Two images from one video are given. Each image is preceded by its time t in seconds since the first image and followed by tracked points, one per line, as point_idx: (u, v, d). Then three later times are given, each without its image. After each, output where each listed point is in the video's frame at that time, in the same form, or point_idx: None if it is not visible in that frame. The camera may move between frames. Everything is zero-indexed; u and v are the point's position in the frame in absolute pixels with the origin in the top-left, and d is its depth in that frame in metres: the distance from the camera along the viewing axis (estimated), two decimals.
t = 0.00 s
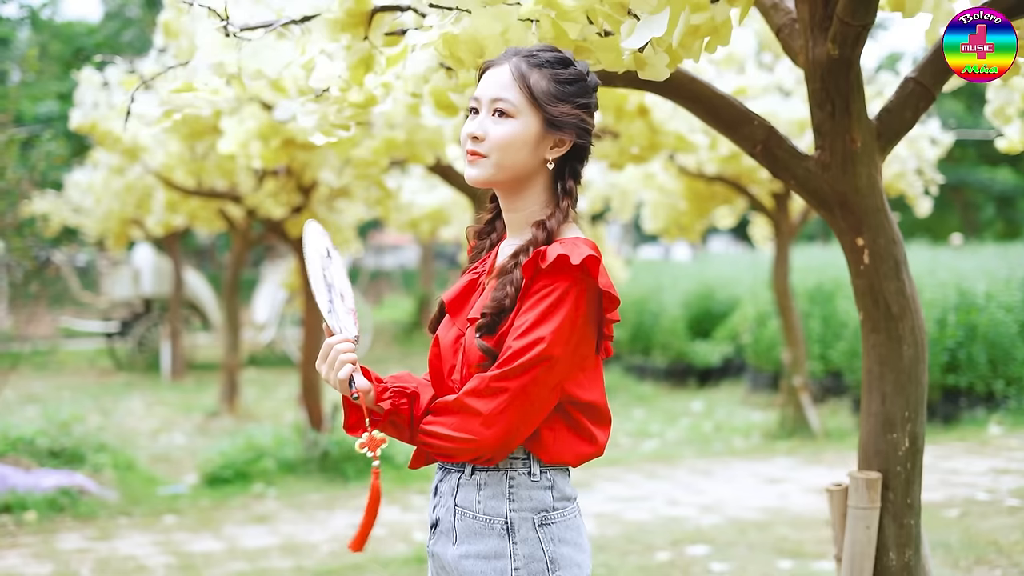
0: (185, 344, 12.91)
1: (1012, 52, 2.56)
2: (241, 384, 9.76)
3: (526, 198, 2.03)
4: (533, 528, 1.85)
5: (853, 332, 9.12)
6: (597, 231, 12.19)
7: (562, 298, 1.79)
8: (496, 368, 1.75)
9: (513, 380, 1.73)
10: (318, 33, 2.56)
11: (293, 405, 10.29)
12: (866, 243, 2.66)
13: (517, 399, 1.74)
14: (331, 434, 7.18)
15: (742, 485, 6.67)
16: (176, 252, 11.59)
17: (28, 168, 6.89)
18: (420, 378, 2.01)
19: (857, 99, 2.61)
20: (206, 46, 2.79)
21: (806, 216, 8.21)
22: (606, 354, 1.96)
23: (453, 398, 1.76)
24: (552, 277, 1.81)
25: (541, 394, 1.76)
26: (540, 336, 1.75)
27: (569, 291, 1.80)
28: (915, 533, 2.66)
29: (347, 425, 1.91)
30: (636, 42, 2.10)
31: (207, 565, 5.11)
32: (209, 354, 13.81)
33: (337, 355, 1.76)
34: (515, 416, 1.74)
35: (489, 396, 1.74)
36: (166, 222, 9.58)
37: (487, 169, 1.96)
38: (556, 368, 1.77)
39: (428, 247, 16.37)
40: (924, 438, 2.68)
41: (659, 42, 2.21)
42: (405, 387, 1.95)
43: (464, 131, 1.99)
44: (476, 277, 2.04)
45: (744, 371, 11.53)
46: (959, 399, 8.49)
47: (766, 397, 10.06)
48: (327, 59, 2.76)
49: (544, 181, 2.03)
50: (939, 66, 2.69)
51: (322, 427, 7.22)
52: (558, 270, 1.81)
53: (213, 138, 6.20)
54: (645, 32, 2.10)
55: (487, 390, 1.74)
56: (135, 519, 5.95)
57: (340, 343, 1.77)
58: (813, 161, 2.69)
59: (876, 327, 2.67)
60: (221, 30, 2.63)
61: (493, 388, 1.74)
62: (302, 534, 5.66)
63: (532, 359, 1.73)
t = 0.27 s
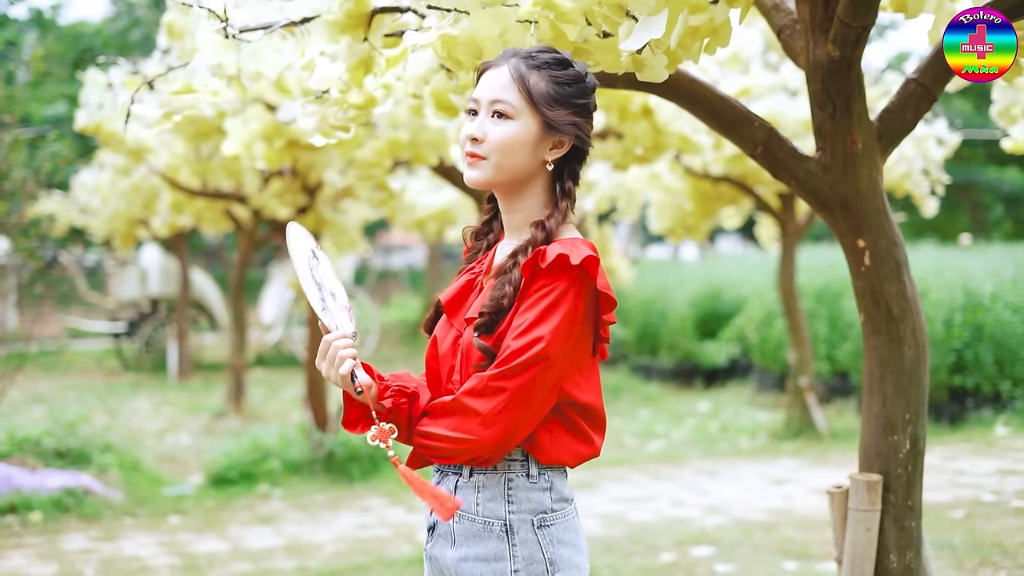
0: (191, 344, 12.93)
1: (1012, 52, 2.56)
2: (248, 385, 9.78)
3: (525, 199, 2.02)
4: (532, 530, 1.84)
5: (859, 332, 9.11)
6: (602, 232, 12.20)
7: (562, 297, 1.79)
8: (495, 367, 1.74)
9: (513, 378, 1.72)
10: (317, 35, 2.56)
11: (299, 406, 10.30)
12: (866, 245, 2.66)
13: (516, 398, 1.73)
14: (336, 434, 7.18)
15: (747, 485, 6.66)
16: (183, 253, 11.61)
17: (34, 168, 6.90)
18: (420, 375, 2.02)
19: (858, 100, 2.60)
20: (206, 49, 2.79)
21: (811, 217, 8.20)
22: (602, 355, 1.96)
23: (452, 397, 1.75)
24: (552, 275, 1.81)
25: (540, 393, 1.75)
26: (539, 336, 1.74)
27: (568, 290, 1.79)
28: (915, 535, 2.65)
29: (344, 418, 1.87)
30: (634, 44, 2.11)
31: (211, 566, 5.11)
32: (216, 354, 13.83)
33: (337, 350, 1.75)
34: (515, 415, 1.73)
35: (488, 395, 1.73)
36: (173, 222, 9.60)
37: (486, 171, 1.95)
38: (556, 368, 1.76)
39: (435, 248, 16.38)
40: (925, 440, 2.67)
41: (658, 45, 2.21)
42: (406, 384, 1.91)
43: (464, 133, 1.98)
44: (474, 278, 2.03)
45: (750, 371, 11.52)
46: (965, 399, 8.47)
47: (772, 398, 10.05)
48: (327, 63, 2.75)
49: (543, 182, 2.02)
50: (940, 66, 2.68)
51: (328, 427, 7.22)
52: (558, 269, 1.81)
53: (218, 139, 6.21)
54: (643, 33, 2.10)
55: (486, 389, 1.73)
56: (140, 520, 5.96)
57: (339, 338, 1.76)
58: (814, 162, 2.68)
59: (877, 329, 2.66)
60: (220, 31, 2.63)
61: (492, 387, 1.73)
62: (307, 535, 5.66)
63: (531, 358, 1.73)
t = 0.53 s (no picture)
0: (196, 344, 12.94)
1: (1012, 52, 2.55)
2: (251, 385, 9.78)
3: (521, 203, 2.00)
4: (530, 534, 1.83)
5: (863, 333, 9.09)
6: (606, 233, 12.20)
7: (559, 300, 1.77)
8: (492, 370, 1.72)
9: (510, 380, 1.70)
10: (314, 38, 2.55)
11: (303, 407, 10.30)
12: (865, 248, 2.65)
13: (514, 401, 1.71)
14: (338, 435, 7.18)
15: (749, 487, 6.65)
16: (187, 253, 11.62)
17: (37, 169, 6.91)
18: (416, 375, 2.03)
19: (857, 103, 2.59)
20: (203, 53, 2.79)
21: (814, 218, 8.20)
22: (596, 358, 1.95)
23: (447, 401, 1.73)
24: (548, 279, 1.79)
25: (538, 395, 1.73)
26: (536, 338, 1.73)
27: (565, 292, 1.78)
28: (915, 539, 2.64)
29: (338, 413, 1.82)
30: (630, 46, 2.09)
31: (212, 567, 5.11)
32: (221, 354, 13.84)
33: (333, 373, 1.66)
34: (512, 417, 1.72)
35: (484, 398, 1.71)
36: (177, 223, 9.60)
37: (484, 175, 1.93)
38: (552, 370, 1.75)
39: (440, 248, 16.39)
40: (923, 444, 2.66)
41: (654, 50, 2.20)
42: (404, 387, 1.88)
43: (461, 136, 1.95)
44: (469, 280, 2.01)
45: (755, 372, 11.51)
46: (970, 400, 8.45)
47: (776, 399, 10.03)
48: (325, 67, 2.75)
49: (540, 187, 2.00)
50: (940, 69, 2.67)
51: (331, 428, 7.22)
52: (556, 272, 1.80)
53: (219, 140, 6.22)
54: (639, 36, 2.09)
55: (482, 392, 1.71)
56: (142, 521, 5.96)
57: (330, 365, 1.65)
58: (813, 165, 2.67)
59: (876, 332, 2.65)
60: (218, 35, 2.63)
61: (488, 390, 1.71)
62: (309, 536, 5.65)
63: (528, 360, 1.71)
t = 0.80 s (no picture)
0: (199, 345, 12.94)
1: (1013, 52, 2.48)
2: (254, 386, 9.78)
3: (518, 207, 1.98)
4: (534, 540, 1.82)
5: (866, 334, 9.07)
6: (610, 233, 12.19)
7: (559, 305, 1.76)
8: (494, 376, 1.70)
9: (514, 386, 1.69)
10: (312, 41, 2.53)
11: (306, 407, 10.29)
12: (865, 252, 2.64)
13: (518, 406, 1.70)
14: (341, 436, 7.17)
15: (752, 489, 6.63)
16: (190, 254, 11.62)
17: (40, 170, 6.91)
18: (409, 380, 2.01)
19: (857, 106, 2.58)
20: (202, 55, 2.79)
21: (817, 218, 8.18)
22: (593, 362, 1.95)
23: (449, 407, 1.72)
24: (549, 284, 1.78)
25: (540, 400, 1.72)
26: (538, 343, 1.72)
27: (567, 297, 1.77)
28: (915, 544, 2.63)
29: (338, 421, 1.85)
30: (629, 50, 2.08)
31: (213, 569, 5.10)
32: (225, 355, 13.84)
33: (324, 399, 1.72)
34: (516, 423, 1.70)
35: (487, 405, 1.69)
36: (180, 224, 9.60)
37: (483, 179, 1.91)
38: (555, 376, 1.73)
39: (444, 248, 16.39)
40: (924, 448, 2.65)
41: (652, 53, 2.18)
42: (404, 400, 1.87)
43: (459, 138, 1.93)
44: (466, 284, 1.99)
45: (759, 372, 11.49)
46: (973, 401, 8.43)
47: (779, 400, 10.02)
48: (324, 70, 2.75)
49: (536, 193, 1.99)
50: (940, 72, 2.66)
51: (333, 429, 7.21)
52: (557, 277, 1.79)
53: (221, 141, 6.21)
54: (638, 39, 2.08)
55: (485, 399, 1.69)
56: (144, 523, 5.96)
57: (321, 388, 1.70)
58: (813, 168, 2.66)
59: (876, 336, 2.64)
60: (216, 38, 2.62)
61: (490, 396, 1.69)
62: (311, 538, 5.64)
63: (530, 366, 1.70)
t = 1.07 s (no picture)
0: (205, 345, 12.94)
1: (1013, 52, 2.48)
2: (259, 386, 9.77)
3: (516, 211, 1.97)
4: (540, 541, 1.81)
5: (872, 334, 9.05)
6: (615, 233, 12.18)
7: (564, 307, 1.75)
8: (500, 380, 1.69)
9: (521, 389, 1.68)
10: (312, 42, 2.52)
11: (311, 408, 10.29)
12: (868, 253, 2.62)
13: (525, 409, 1.68)
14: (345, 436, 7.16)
15: (757, 490, 6.62)
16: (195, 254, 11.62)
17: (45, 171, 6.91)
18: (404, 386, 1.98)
19: (858, 107, 2.56)
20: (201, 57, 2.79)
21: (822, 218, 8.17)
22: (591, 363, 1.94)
23: (455, 412, 1.70)
24: (553, 286, 1.77)
25: (546, 403, 1.71)
26: (545, 346, 1.71)
27: (572, 299, 1.76)
28: (918, 547, 2.62)
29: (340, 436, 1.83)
30: (628, 52, 2.06)
31: (216, 570, 5.09)
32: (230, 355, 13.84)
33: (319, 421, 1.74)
34: (522, 427, 1.69)
35: (494, 409, 1.68)
36: (185, 224, 9.61)
37: (483, 182, 1.89)
38: (560, 379, 1.72)
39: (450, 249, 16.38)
40: (927, 450, 2.64)
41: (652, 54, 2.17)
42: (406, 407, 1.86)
43: (459, 141, 1.91)
44: (464, 287, 1.97)
45: (765, 373, 11.47)
46: (979, 402, 8.41)
47: (784, 401, 10.00)
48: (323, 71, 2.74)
49: (535, 196, 1.97)
50: (943, 72, 2.65)
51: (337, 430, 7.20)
52: (561, 279, 1.77)
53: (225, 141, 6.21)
54: (637, 41, 2.05)
55: (493, 404, 1.68)
56: (148, 524, 5.95)
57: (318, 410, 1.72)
58: (814, 169, 2.64)
59: (878, 338, 2.63)
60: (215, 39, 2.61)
61: (497, 401, 1.67)
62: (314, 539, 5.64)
63: (537, 368, 1.68)
